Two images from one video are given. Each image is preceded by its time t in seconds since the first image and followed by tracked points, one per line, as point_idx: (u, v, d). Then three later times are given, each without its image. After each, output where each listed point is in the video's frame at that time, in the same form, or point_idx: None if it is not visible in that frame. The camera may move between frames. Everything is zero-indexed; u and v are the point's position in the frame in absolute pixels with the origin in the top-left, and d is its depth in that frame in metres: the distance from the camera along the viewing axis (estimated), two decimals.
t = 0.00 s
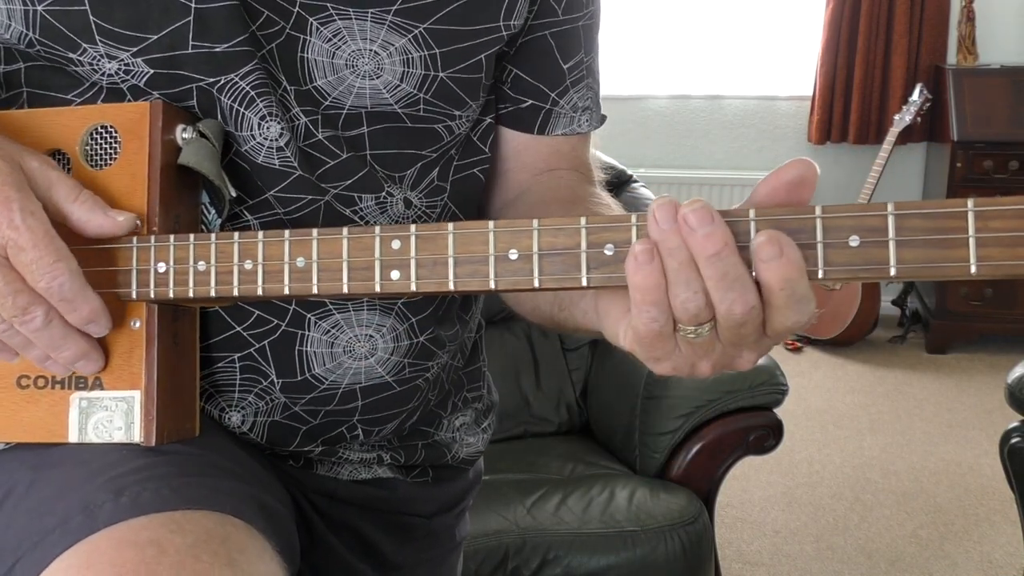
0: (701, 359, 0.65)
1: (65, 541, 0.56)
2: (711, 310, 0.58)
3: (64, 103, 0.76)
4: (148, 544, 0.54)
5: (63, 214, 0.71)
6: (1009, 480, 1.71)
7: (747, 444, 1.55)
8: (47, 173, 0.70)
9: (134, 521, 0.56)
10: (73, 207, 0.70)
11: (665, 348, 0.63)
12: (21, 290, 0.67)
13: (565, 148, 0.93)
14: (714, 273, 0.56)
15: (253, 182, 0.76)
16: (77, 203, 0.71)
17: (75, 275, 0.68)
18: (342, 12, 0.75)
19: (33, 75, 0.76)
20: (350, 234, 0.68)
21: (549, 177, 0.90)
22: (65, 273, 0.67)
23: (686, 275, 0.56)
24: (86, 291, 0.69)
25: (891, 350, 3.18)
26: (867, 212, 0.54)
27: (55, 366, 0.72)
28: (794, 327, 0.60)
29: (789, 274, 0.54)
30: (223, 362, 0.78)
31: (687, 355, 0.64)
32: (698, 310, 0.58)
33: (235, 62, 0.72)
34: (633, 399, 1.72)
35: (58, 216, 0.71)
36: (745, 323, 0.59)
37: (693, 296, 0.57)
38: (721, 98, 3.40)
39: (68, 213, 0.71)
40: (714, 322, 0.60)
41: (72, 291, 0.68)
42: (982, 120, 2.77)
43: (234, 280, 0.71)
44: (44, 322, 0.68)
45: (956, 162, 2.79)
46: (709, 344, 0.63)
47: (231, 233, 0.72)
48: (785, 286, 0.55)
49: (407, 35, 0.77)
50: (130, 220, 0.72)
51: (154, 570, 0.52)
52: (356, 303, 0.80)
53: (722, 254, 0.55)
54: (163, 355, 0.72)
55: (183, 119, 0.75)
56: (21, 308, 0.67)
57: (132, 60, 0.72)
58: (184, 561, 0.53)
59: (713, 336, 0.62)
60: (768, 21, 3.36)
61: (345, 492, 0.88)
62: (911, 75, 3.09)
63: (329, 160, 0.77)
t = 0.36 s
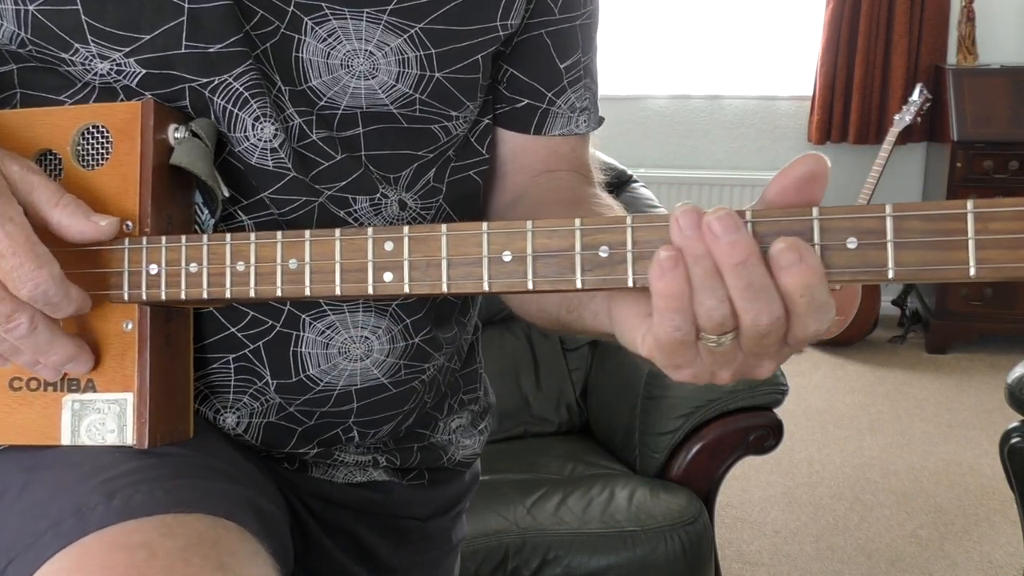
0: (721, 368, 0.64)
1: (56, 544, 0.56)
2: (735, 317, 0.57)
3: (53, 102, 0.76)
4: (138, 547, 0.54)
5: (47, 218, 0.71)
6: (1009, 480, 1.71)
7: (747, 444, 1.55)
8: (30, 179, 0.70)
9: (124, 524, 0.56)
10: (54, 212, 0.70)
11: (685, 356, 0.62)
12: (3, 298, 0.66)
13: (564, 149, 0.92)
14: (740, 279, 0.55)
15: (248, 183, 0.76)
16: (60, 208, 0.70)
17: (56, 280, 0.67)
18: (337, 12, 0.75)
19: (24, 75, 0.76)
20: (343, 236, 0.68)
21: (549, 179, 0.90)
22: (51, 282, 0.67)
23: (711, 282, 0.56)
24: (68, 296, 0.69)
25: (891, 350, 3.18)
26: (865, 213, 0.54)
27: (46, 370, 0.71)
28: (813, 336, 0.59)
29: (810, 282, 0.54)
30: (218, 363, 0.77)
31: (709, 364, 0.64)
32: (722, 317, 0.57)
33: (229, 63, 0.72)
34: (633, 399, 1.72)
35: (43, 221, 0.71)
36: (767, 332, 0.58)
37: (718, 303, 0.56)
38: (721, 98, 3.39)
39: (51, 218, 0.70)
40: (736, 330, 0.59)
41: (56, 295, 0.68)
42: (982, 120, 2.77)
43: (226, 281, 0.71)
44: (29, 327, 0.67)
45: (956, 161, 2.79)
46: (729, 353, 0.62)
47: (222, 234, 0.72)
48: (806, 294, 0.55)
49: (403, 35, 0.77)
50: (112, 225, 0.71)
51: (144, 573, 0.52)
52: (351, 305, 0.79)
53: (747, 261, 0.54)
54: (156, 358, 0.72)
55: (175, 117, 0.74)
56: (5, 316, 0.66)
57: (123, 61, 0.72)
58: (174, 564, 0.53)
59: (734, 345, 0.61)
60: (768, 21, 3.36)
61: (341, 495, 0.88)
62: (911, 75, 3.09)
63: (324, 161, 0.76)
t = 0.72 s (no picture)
0: (741, 364, 0.63)
1: (39, 546, 0.56)
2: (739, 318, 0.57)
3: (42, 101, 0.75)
4: (121, 549, 0.54)
5: None
6: (1009, 480, 1.70)
7: (747, 444, 1.55)
8: None
9: (108, 526, 0.56)
10: None
11: (701, 356, 0.62)
12: None
13: (566, 146, 0.92)
14: (737, 283, 0.54)
15: (241, 183, 0.76)
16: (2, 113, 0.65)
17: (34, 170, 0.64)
18: (328, 12, 0.75)
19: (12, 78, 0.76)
20: (331, 236, 0.68)
21: (553, 176, 0.89)
22: (33, 170, 0.65)
23: (707, 285, 0.56)
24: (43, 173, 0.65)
25: (892, 350, 3.18)
26: (856, 215, 0.54)
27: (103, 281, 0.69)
28: (833, 333, 0.57)
29: (806, 285, 0.53)
30: (207, 365, 0.77)
31: (726, 360, 0.63)
32: (725, 319, 0.57)
33: (217, 63, 0.72)
34: (633, 399, 1.71)
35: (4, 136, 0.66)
36: (775, 329, 0.57)
37: (717, 304, 0.56)
38: (721, 97, 3.39)
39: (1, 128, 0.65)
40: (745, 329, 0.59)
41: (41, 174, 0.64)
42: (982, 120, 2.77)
43: (214, 282, 0.71)
44: (38, 239, 0.64)
45: (956, 161, 2.79)
46: (746, 350, 0.61)
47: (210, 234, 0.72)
48: (804, 297, 0.53)
49: (395, 34, 0.77)
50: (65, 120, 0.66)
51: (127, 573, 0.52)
52: (342, 306, 0.79)
53: (738, 261, 0.54)
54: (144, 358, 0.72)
55: (165, 117, 0.74)
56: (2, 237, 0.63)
57: (111, 61, 0.72)
58: (157, 565, 0.53)
59: (748, 343, 0.60)
60: (767, 21, 3.36)
61: (334, 498, 0.87)
62: (912, 75, 3.09)
63: (315, 162, 0.77)
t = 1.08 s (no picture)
0: (733, 364, 0.63)
1: (28, 546, 0.56)
2: (728, 316, 0.56)
3: (32, 103, 0.75)
4: (108, 550, 0.54)
5: None
6: (1009, 480, 1.70)
7: (747, 444, 1.55)
8: None
9: (97, 526, 0.56)
10: None
11: (693, 357, 0.62)
12: None
13: (568, 143, 0.91)
14: (723, 280, 0.54)
15: (236, 183, 0.76)
16: None
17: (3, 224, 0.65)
18: (322, 10, 0.75)
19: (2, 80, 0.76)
20: (322, 234, 0.68)
21: (555, 174, 0.89)
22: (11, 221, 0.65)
23: (695, 283, 0.56)
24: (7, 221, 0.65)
25: (891, 350, 3.18)
26: (847, 212, 0.53)
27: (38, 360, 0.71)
28: (825, 329, 0.57)
29: (793, 279, 0.53)
30: (200, 365, 0.77)
31: (719, 360, 0.63)
32: (714, 317, 0.57)
33: (208, 63, 0.72)
34: (633, 399, 1.71)
35: None
36: (765, 325, 0.57)
37: (706, 303, 0.56)
38: (721, 97, 3.39)
39: None
40: (735, 328, 0.58)
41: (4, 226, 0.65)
42: (983, 120, 2.77)
43: (205, 281, 0.70)
44: None
45: (956, 162, 2.79)
46: (738, 348, 0.61)
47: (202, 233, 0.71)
48: (791, 291, 0.53)
49: (390, 32, 0.77)
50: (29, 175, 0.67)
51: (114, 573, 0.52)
52: (337, 307, 0.79)
53: (726, 258, 0.54)
54: (136, 357, 0.72)
55: (161, 118, 0.74)
56: None
57: (106, 61, 0.72)
58: (144, 566, 0.53)
59: (740, 341, 0.60)
60: (767, 21, 3.36)
61: (330, 499, 0.87)
62: (912, 75, 3.09)
63: (309, 162, 0.77)
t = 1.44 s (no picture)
0: (728, 358, 0.63)
1: (24, 543, 0.56)
2: (720, 312, 0.56)
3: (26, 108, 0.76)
4: (104, 547, 0.54)
5: None
6: (1009, 480, 1.70)
7: (747, 444, 1.55)
8: None
9: (93, 524, 0.56)
10: None
11: (686, 352, 0.62)
12: None
13: (569, 146, 0.91)
14: (713, 274, 0.54)
15: (235, 184, 0.76)
16: None
17: None
18: (323, 12, 0.75)
19: None
20: (315, 233, 0.68)
21: (554, 174, 0.89)
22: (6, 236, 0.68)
23: (686, 277, 0.56)
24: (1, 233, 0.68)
25: (891, 350, 3.18)
26: (837, 206, 0.53)
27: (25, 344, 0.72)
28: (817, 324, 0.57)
29: (782, 273, 0.53)
30: (198, 366, 0.77)
31: (713, 356, 0.63)
32: (706, 312, 0.57)
33: (207, 64, 0.72)
34: (633, 399, 1.71)
35: None
36: (756, 320, 0.57)
37: (697, 298, 0.56)
38: (721, 97, 3.39)
39: None
40: (728, 323, 0.58)
41: None
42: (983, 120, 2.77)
43: (201, 280, 0.71)
44: None
45: (956, 162, 2.79)
46: (731, 342, 0.60)
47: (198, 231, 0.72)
48: (782, 286, 0.53)
49: (390, 34, 0.77)
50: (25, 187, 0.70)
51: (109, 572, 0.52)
52: (334, 308, 0.79)
53: (716, 252, 0.54)
54: (133, 356, 0.72)
55: (155, 118, 0.74)
56: None
57: (104, 62, 0.72)
58: (138, 564, 0.53)
59: (733, 336, 0.60)
60: (767, 21, 3.36)
61: (329, 498, 0.87)
62: (912, 75, 3.09)
63: (307, 163, 0.77)
